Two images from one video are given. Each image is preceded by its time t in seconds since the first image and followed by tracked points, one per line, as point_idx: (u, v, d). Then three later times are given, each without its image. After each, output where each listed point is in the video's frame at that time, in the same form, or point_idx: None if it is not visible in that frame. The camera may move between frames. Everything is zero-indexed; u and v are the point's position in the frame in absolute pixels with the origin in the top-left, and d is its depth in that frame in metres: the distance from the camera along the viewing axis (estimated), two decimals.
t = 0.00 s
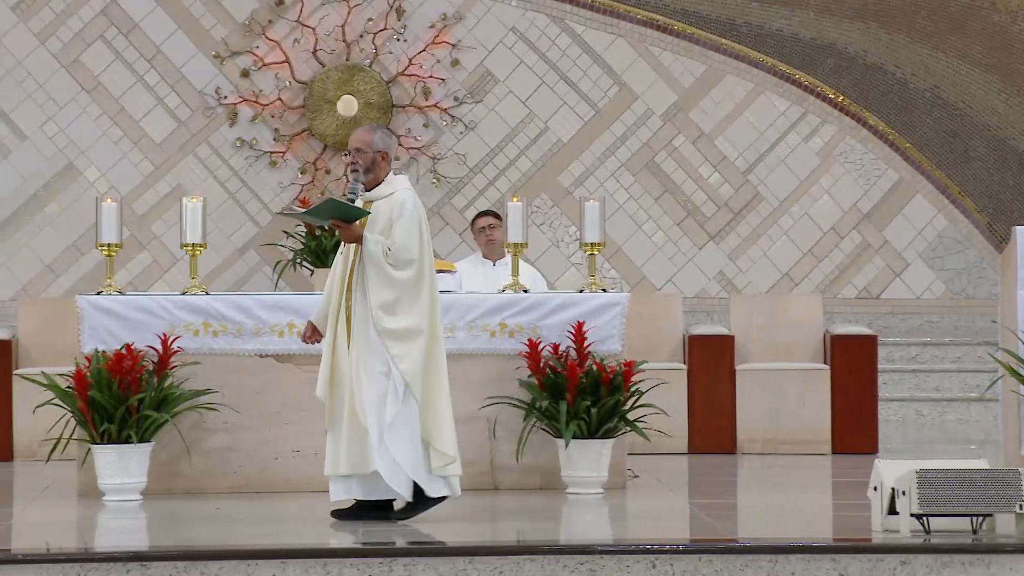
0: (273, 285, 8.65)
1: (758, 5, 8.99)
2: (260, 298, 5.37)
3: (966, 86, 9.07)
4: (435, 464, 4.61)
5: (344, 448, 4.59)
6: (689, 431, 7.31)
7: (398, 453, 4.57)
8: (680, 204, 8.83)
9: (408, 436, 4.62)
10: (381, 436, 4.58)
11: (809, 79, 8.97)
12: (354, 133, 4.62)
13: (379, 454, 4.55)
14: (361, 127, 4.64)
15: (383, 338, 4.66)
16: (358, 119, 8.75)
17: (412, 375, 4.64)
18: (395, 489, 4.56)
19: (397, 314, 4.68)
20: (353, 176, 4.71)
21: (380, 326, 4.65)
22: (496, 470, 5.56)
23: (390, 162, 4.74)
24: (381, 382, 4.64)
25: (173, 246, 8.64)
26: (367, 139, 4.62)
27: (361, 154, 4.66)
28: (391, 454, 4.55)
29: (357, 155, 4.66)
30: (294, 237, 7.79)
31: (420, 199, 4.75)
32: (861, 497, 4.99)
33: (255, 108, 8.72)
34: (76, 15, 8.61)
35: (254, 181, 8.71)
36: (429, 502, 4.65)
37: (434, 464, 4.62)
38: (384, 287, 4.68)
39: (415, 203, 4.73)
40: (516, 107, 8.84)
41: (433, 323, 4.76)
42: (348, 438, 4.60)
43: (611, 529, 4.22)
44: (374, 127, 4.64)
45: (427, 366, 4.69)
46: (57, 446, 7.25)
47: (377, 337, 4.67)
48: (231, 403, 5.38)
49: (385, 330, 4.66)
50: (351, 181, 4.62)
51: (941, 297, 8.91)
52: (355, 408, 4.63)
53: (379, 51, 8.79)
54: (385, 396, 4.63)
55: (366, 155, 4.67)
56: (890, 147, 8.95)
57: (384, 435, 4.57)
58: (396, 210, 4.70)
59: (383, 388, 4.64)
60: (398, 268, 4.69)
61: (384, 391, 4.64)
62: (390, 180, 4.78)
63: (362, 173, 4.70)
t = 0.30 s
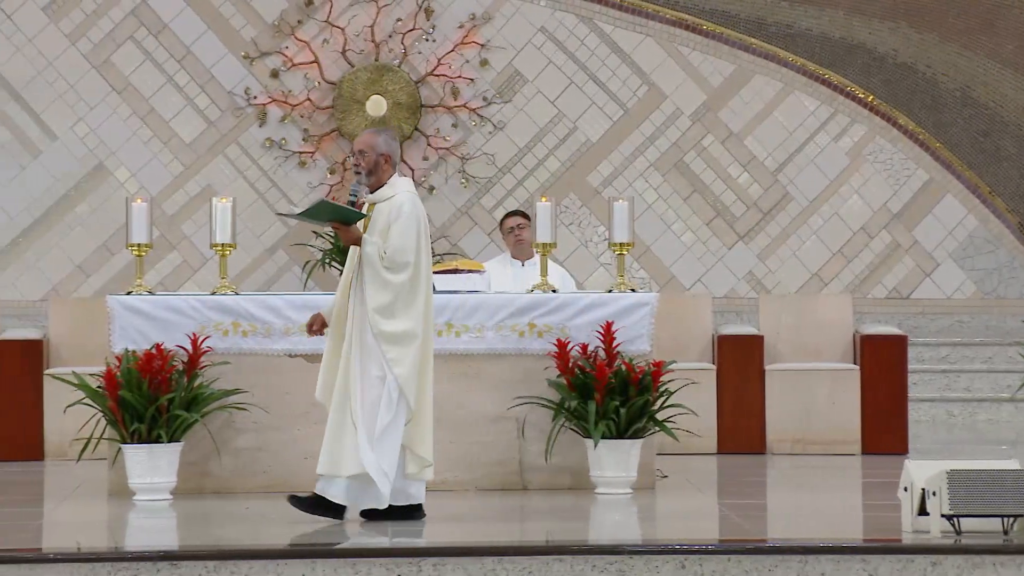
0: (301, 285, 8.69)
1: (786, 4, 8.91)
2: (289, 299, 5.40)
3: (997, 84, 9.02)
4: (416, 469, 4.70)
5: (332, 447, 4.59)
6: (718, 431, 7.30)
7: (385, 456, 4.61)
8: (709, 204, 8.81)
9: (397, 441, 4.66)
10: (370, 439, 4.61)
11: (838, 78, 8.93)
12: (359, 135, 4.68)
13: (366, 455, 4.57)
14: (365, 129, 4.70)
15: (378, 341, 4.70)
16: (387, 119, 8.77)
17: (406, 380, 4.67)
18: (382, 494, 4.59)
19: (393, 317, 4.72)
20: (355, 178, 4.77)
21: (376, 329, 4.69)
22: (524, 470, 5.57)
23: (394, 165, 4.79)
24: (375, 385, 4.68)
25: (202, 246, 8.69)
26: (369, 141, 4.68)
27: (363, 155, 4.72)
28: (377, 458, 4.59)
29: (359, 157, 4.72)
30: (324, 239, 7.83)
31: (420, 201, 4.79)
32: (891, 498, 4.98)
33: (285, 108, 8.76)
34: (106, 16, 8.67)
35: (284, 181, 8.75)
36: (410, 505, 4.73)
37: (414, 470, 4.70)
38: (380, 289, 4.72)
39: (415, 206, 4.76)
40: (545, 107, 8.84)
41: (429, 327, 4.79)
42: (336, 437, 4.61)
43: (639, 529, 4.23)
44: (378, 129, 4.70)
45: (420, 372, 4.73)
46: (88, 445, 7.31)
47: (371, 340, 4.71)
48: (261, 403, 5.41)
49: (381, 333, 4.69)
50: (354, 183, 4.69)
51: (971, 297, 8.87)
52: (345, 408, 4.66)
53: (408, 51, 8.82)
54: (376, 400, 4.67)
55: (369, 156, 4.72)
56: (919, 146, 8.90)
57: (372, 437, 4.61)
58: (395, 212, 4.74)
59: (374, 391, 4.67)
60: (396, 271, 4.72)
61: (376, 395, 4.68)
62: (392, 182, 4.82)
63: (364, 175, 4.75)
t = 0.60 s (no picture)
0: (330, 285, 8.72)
1: (815, 3, 8.87)
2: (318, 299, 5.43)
3: None
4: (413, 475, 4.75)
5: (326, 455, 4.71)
6: (746, 431, 7.28)
7: (378, 463, 4.70)
8: (738, 204, 8.79)
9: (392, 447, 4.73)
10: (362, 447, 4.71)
11: (868, 77, 8.88)
12: (359, 140, 4.73)
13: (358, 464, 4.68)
14: (365, 134, 4.74)
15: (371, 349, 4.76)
16: (415, 119, 8.79)
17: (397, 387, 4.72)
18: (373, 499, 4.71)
19: (385, 324, 4.76)
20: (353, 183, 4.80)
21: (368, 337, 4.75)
22: (552, 470, 5.57)
23: (392, 171, 4.81)
24: (368, 393, 4.76)
25: (232, 246, 8.74)
26: (370, 146, 4.72)
27: (362, 161, 4.75)
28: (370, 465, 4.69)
29: (359, 162, 4.75)
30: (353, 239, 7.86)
31: (414, 207, 4.79)
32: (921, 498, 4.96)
33: (314, 108, 8.80)
34: (136, 17, 8.73)
35: (313, 181, 8.79)
36: (410, 508, 4.80)
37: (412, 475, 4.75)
38: (372, 296, 4.76)
39: (408, 212, 4.77)
40: (574, 107, 8.84)
41: (424, 333, 4.82)
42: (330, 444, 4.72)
43: (667, 529, 4.23)
44: (378, 135, 4.74)
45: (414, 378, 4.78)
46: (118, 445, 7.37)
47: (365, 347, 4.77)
48: (291, 402, 5.44)
49: (373, 340, 4.74)
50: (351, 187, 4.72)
51: (1002, 296, 8.82)
52: (340, 415, 4.75)
53: (437, 51, 8.84)
54: (369, 407, 4.74)
55: (368, 162, 4.76)
56: (949, 146, 8.86)
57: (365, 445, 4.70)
58: (388, 219, 4.75)
59: (368, 399, 4.75)
60: (388, 279, 4.76)
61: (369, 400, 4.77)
62: (391, 186, 4.83)
63: (362, 180, 4.78)
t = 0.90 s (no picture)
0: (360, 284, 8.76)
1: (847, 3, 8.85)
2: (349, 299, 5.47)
3: None
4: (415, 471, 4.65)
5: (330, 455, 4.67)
6: (777, 432, 7.25)
7: (380, 460, 4.62)
8: (768, 203, 8.76)
9: (393, 443, 4.64)
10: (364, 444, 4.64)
11: (899, 75, 8.84)
12: (349, 138, 4.71)
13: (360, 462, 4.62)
14: (354, 132, 4.72)
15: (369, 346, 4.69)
16: (446, 119, 8.81)
17: (395, 383, 4.64)
18: (375, 498, 4.62)
19: (382, 319, 4.69)
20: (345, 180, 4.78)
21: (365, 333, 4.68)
22: (583, 470, 5.58)
23: (383, 168, 4.80)
24: (367, 390, 4.68)
25: (262, 246, 8.79)
26: (359, 144, 4.70)
27: (353, 158, 4.73)
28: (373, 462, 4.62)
29: (350, 160, 4.73)
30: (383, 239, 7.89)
31: (409, 202, 4.75)
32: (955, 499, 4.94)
33: (344, 108, 8.84)
34: (168, 17, 8.78)
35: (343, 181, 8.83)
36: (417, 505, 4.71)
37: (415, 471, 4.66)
38: (369, 292, 4.69)
39: (402, 207, 4.73)
40: (604, 106, 8.83)
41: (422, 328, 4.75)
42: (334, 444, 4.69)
43: (698, 530, 4.23)
44: (367, 132, 4.71)
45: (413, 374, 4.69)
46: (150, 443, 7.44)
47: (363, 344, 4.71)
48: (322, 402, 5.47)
49: (370, 336, 4.68)
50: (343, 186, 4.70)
51: None
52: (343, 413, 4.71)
53: (467, 51, 8.87)
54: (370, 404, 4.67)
55: (359, 160, 4.74)
56: (980, 144, 8.81)
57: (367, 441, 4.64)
58: (383, 215, 4.72)
59: (368, 396, 4.68)
60: (383, 274, 4.70)
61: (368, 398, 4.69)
62: (385, 184, 4.81)
63: (354, 178, 4.76)
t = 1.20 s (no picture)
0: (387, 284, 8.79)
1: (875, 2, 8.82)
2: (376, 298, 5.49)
3: None
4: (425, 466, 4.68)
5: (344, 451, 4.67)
6: (804, 432, 7.23)
7: (394, 454, 4.63)
8: (795, 203, 8.74)
9: (406, 438, 4.65)
10: (377, 439, 4.64)
11: (927, 74, 8.80)
12: (345, 138, 4.68)
13: (374, 457, 4.62)
14: (350, 131, 4.68)
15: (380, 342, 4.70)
16: (472, 118, 8.83)
17: (408, 377, 4.66)
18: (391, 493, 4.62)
19: (392, 315, 4.72)
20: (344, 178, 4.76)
21: (376, 329, 4.69)
22: (610, 470, 5.59)
23: (382, 164, 4.80)
24: (379, 385, 4.69)
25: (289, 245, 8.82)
26: (357, 144, 4.67)
27: (351, 158, 4.71)
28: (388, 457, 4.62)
29: (349, 159, 4.71)
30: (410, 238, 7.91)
31: (414, 198, 4.77)
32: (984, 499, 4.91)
33: (371, 108, 8.87)
34: (196, 18, 8.84)
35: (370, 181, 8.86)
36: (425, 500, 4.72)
37: (425, 466, 4.68)
38: (379, 288, 4.71)
39: (409, 203, 4.75)
40: (631, 106, 8.82)
41: (429, 323, 4.78)
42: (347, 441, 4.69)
43: (724, 529, 4.23)
44: (364, 130, 4.68)
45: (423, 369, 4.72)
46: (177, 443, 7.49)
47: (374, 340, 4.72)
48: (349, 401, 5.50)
49: (381, 331, 4.69)
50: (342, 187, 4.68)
51: None
52: (355, 411, 4.71)
53: (494, 51, 8.89)
54: (381, 399, 4.68)
55: (357, 159, 4.72)
56: (1009, 144, 8.75)
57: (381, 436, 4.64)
58: (390, 212, 4.74)
59: (380, 392, 4.68)
60: (393, 269, 4.71)
61: (378, 394, 4.68)
62: (386, 183, 4.83)
63: (354, 177, 4.75)
